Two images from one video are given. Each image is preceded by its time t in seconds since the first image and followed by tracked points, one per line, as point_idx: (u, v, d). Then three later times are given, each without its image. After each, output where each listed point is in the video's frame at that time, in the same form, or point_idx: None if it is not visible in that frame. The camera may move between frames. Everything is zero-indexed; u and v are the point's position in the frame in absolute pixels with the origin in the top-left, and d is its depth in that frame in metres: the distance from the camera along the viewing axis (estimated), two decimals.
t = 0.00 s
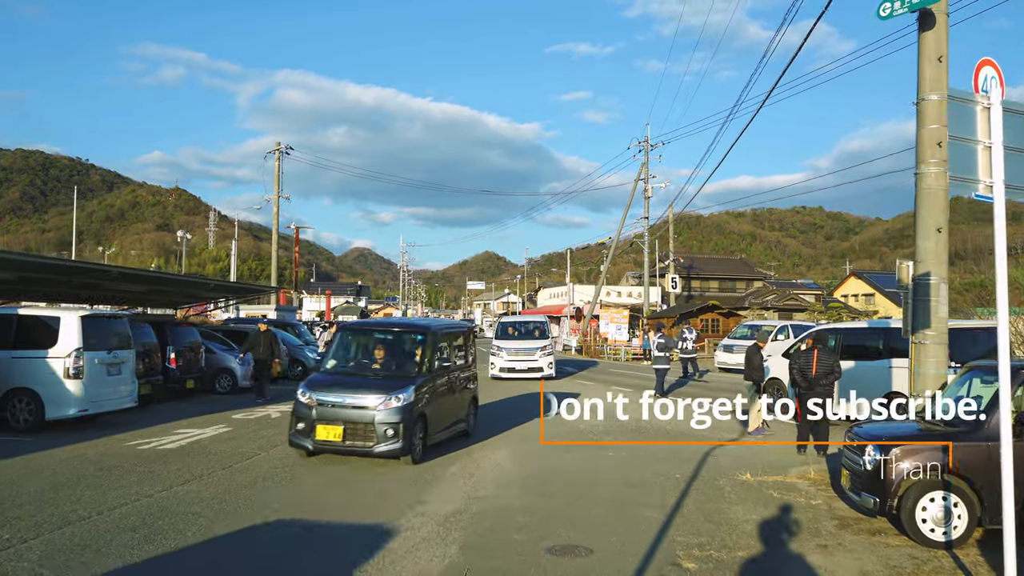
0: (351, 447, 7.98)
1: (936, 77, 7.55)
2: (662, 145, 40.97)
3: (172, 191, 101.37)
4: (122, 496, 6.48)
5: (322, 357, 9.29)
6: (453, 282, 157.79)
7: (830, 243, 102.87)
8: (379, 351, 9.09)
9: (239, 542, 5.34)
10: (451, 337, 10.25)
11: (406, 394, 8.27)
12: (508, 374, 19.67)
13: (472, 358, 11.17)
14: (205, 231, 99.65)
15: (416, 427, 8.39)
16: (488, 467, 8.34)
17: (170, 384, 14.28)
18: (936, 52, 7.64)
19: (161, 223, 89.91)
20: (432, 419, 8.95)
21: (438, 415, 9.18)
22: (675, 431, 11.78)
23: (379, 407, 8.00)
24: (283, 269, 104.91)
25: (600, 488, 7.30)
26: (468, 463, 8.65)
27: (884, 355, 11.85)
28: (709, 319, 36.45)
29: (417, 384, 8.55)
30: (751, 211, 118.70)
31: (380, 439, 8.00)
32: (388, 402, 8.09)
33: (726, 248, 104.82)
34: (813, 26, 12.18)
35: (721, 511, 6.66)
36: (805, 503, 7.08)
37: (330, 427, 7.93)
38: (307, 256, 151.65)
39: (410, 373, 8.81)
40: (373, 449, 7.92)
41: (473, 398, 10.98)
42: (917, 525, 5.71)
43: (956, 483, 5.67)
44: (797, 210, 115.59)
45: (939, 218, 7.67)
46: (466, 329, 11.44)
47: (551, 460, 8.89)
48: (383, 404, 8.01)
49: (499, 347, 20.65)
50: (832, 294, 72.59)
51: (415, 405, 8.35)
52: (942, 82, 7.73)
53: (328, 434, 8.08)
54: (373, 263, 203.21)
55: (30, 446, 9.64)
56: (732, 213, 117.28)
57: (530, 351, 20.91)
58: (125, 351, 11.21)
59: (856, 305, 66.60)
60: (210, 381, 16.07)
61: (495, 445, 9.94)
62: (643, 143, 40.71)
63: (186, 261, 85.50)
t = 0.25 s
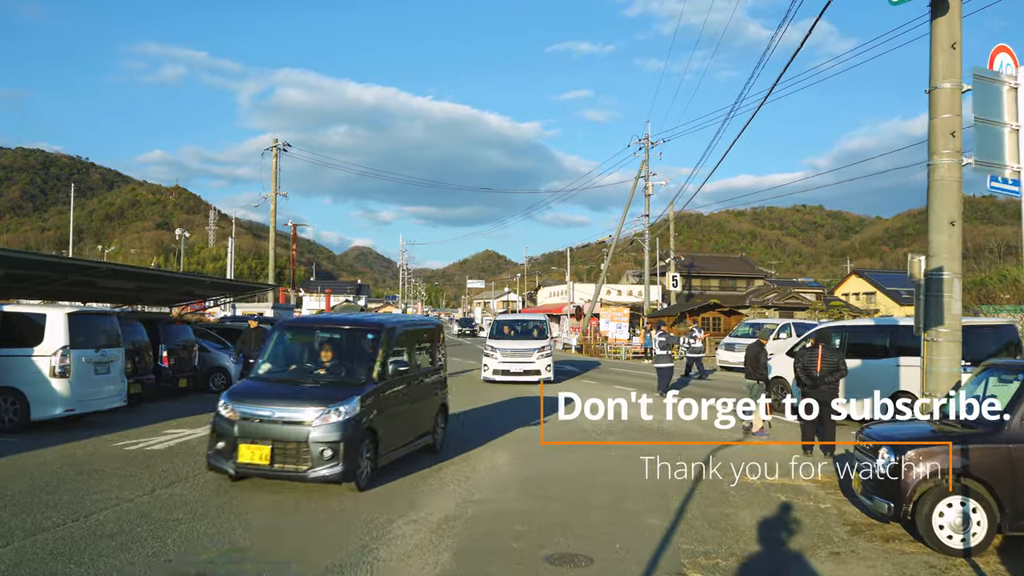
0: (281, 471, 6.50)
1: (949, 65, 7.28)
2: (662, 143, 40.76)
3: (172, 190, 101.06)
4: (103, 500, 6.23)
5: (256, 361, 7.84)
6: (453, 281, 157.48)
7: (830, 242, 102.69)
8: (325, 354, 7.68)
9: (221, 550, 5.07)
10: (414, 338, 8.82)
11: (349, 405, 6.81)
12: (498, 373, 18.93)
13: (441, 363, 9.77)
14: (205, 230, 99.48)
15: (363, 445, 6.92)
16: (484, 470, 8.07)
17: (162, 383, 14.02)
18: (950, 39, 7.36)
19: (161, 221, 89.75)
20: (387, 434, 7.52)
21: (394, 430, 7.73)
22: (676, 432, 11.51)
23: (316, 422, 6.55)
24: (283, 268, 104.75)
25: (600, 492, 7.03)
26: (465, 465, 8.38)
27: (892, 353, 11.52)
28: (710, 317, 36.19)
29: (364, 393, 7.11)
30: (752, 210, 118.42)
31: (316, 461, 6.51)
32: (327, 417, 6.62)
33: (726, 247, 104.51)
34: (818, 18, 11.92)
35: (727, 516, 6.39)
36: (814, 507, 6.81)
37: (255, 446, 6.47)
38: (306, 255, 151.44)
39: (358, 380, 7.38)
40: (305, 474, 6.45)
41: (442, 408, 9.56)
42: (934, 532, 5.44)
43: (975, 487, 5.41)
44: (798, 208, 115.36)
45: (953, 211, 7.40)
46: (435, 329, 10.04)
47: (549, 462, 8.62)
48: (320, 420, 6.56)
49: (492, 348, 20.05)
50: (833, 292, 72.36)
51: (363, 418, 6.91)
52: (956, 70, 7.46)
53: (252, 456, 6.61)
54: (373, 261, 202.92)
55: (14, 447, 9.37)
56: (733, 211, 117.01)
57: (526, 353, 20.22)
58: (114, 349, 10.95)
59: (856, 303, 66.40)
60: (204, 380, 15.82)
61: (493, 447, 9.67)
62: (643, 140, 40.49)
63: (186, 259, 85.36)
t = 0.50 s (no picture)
0: (169, 515, 4.97)
1: (963, 56, 7.00)
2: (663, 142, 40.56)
3: (171, 189, 100.80)
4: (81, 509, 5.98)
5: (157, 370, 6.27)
6: (453, 281, 157.19)
7: (830, 241, 102.47)
8: (249, 361, 6.12)
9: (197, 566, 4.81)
10: (362, 342, 7.31)
11: (263, 428, 5.27)
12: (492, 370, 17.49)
13: (399, 371, 8.27)
14: (205, 230, 99.39)
15: (282, 480, 5.40)
16: (481, 475, 7.80)
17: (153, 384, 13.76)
18: (963, 29, 7.08)
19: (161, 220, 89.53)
20: (324, 464, 6.02)
21: (331, 457, 6.20)
22: (678, 436, 11.25)
23: (219, 451, 5.04)
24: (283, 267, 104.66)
25: (600, 500, 6.77)
26: (461, 470, 8.11)
27: (898, 354, 11.24)
28: (711, 317, 35.91)
29: (287, 411, 5.57)
30: (752, 209, 118.18)
31: (216, 504, 4.98)
32: (233, 447, 5.10)
33: (727, 246, 104.21)
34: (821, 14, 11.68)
35: (732, 526, 6.12)
36: (822, 515, 6.54)
37: (139, 481, 4.97)
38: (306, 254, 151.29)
39: (282, 397, 5.79)
40: (201, 518, 4.94)
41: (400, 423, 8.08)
42: (952, 546, 5.15)
43: (994, 498, 5.13)
44: (798, 207, 115.01)
45: (966, 208, 7.13)
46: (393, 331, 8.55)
47: (547, 467, 8.37)
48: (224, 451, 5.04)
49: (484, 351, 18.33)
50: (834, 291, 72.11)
51: (281, 448, 5.37)
52: (969, 61, 7.18)
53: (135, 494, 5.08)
54: (373, 261, 202.67)
55: None
56: (733, 210, 116.76)
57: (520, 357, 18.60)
58: (101, 351, 10.70)
59: (857, 302, 66.13)
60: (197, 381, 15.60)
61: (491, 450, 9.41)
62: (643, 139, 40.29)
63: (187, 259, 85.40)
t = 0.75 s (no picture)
0: None
1: (974, 43, 6.76)
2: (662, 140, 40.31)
3: (170, 188, 100.52)
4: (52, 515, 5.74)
5: (5, 369, 4.97)
6: (453, 280, 156.89)
7: (830, 239, 102.24)
8: (128, 366, 4.75)
9: None
10: (283, 346, 5.95)
11: (112, 461, 3.94)
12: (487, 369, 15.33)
13: (335, 379, 6.92)
14: (204, 229, 99.25)
15: (142, 532, 4.05)
16: (474, 478, 7.55)
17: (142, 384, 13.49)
18: (974, 14, 6.83)
19: (160, 219, 89.44)
20: (211, 503, 4.68)
21: (225, 493, 4.86)
22: (680, 437, 11.00)
23: (45, 496, 3.71)
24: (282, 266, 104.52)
25: (596, 504, 6.52)
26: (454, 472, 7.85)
27: (903, 353, 10.93)
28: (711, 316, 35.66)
29: (152, 438, 4.23)
30: (751, 208, 117.98)
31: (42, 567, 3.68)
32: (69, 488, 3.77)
33: (726, 245, 103.98)
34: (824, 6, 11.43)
35: (735, 531, 5.86)
36: (828, 520, 6.28)
37: None
38: (306, 253, 151.09)
39: (150, 416, 4.41)
40: None
41: (334, 442, 6.73)
42: (968, 554, 4.87)
43: (1013, 504, 4.85)
44: (798, 206, 114.75)
45: (978, 201, 6.87)
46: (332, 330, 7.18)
47: (543, 469, 8.12)
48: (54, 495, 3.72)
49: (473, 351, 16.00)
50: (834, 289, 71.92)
51: (142, 486, 4.04)
52: (980, 48, 6.94)
53: None
54: (372, 260, 202.33)
55: None
56: (732, 209, 116.54)
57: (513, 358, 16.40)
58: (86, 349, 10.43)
59: (857, 301, 65.85)
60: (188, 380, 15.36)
61: (486, 452, 9.08)
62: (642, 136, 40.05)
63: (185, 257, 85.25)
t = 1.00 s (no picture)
0: None
1: (983, 37, 6.53)
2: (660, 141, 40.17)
3: (168, 190, 100.24)
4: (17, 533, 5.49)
5: None
6: (451, 281, 156.63)
7: (828, 241, 102.19)
8: None
9: None
10: (140, 363, 4.27)
11: None
12: (466, 378, 13.78)
13: (236, 402, 5.27)
14: (203, 231, 99.14)
15: None
16: (464, 489, 7.30)
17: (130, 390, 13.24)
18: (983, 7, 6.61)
19: (158, 221, 89.35)
20: (84, 562, 3.68)
21: (15, 572, 3.31)
22: (678, 445, 10.78)
23: None
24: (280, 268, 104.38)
25: (589, 519, 6.25)
26: (443, 482, 7.59)
27: (907, 357, 10.59)
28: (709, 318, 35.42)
29: None
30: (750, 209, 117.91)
31: None
32: None
33: (725, 246, 103.89)
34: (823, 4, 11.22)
35: (736, 547, 5.60)
36: (833, 534, 6.03)
37: None
38: (304, 255, 150.95)
39: None
40: None
41: (232, 481, 5.11)
42: None
43: None
44: (796, 207, 114.70)
45: (987, 200, 6.63)
46: (237, 338, 5.48)
47: (536, 479, 7.84)
48: None
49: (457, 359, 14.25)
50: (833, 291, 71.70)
51: None
52: (989, 43, 6.72)
53: None
54: (370, 261, 202.01)
55: None
56: (731, 211, 116.49)
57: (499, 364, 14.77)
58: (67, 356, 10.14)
59: (856, 303, 65.68)
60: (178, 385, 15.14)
61: (478, 462, 8.70)
62: (639, 138, 39.92)
63: (183, 259, 85.15)
